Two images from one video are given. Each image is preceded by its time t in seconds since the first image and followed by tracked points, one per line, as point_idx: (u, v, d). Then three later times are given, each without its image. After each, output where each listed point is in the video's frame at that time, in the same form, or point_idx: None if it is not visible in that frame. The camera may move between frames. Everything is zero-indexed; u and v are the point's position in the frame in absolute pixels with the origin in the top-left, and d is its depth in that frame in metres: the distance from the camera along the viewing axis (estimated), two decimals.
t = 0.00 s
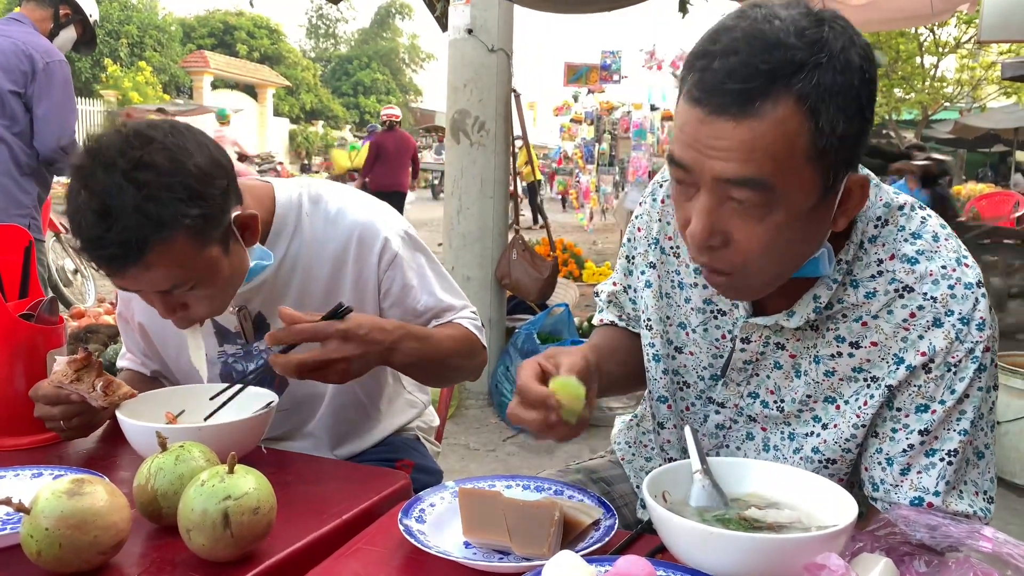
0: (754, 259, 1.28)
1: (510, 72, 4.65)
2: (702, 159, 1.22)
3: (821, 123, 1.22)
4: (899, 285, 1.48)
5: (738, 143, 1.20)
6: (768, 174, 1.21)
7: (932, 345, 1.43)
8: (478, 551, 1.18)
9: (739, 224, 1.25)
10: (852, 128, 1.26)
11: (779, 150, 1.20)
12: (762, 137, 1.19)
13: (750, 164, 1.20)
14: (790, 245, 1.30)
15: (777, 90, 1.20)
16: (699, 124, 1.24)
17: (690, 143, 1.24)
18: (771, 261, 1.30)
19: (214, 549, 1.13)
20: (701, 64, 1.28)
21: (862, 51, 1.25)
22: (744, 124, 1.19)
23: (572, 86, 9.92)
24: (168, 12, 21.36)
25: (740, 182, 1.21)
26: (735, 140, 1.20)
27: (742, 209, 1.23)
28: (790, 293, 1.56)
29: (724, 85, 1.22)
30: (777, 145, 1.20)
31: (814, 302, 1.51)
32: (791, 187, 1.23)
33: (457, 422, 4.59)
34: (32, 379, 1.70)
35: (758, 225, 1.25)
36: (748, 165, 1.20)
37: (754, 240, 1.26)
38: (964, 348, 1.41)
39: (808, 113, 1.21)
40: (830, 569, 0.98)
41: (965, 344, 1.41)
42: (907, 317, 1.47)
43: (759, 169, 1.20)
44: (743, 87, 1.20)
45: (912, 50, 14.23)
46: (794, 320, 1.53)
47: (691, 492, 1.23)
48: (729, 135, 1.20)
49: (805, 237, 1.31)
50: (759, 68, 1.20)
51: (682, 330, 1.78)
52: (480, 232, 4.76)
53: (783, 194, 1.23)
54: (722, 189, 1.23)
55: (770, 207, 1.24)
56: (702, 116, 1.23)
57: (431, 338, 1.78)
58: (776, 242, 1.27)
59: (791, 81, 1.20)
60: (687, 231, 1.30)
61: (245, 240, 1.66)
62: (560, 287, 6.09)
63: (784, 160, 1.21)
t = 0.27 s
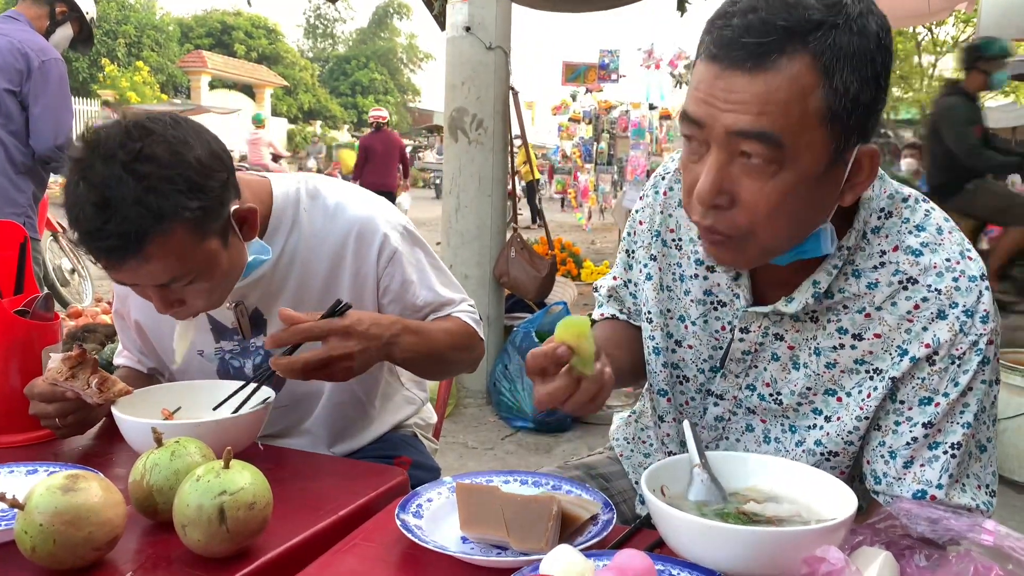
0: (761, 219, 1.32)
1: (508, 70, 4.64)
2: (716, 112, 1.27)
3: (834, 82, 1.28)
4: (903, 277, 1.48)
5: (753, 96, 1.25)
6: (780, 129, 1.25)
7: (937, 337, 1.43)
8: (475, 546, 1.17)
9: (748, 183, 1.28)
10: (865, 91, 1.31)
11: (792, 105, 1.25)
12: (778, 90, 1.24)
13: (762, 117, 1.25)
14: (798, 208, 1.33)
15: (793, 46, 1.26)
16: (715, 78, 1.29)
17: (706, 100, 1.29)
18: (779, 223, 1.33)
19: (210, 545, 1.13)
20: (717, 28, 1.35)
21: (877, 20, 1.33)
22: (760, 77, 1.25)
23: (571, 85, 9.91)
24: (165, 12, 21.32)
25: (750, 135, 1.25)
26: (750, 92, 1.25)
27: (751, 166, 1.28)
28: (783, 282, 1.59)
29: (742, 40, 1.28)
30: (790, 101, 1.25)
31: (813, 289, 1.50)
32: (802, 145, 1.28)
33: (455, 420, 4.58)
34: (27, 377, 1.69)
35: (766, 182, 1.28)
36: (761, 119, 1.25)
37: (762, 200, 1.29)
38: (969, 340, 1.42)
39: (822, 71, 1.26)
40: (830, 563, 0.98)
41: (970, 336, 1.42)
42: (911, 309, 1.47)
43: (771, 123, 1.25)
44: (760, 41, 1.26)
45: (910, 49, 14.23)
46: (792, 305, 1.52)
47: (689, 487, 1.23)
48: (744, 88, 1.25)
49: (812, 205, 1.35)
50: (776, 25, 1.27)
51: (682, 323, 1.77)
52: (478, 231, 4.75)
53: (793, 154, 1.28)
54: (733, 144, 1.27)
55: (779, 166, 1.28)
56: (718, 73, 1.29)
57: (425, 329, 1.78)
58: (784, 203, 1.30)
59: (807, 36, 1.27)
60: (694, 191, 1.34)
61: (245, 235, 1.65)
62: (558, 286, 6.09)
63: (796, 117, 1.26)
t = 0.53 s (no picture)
0: (770, 209, 1.32)
1: (507, 71, 4.64)
2: (725, 102, 1.29)
3: (844, 74, 1.29)
4: (905, 278, 1.49)
5: (762, 85, 1.26)
6: (789, 119, 1.27)
7: (938, 338, 1.43)
8: (474, 551, 1.17)
9: (758, 172, 1.29)
10: (874, 84, 1.32)
11: (802, 96, 1.26)
12: (789, 79, 1.26)
13: (772, 107, 1.26)
14: (807, 201, 1.33)
15: (803, 37, 1.27)
16: (724, 70, 1.32)
17: (718, 90, 1.31)
18: (787, 213, 1.33)
19: (209, 550, 1.12)
20: (729, 21, 1.37)
21: (886, 15, 1.36)
22: (771, 67, 1.27)
23: (569, 85, 9.91)
24: (163, 12, 21.30)
25: (759, 124, 1.26)
26: (760, 82, 1.26)
27: (760, 155, 1.29)
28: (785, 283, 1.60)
29: (753, 30, 1.30)
30: (800, 90, 1.26)
31: (813, 286, 1.51)
32: (812, 135, 1.28)
33: (454, 421, 4.58)
34: (26, 380, 1.69)
35: (774, 173, 1.29)
36: (771, 107, 1.26)
37: (770, 190, 1.29)
38: (970, 343, 1.42)
39: (832, 62, 1.28)
40: (830, 568, 0.97)
41: (971, 339, 1.42)
42: (912, 311, 1.47)
43: (780, 113, 1.26)
44: (771, 32, 1.29)
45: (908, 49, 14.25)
46: (793, 302, 1.53)
47: (689, 490, 1.22)
48: (755, 78, 1.27)
49: (821, 196, 1.34)
50: (787, 16, 1.29)
51: (684, 323, 1.76)
52: (477, 232, 4.75)
53: (802, 144, 1.28)
54: (742, 135, 1.28)
55: (788, 157, 1.28)
56: (729, 63, 1.31)
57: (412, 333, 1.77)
58: (793, 193, 1.31)
59: (818, 27, 1.28)
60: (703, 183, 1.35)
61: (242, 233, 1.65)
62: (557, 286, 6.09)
63: (806, 106, 1.27)
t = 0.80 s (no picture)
0: (770, 205, 1.32)
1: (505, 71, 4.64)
2: (728, 96, 1.29)
3: (847, 73, 1.29)
4: (901, 282, 1.49)
5: (767, 80, 1.26)
6: (791, 115, 1.27)
7: (935, 343, 1.43)
8: (468, 554, 1.17)
9: (759, 165, 1.29)
10: (876, 84, 1.33)
11: (803, 92, 1.26)
12: (793, 74, 1.26)
13: (775, 102, 1.26)
14: (807, 196, 1.33)
15: (808, 34, 1.27)
16: (728, 65, 1.32)
17: (719, 86, 1.31)
18: (787, 210, 1.33)
19: (202, 554, 1.12)
20: (733, 17, 1.38)
21: (890, 15, 1.36)
22: (775, 62, 1.27)
23: (567, 85, 9.91)
24: (162, 11, 21.26)
25: (762, 118, 1.26)
26: (765, 77, 1.26)
27: (761, 150, 1.29)
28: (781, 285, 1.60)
29: (758, 26, 1.31)
30: (803, 86, 1.26)
31: (810, 288, 1.51)
32: (814, 132, 1.28)
33: (451, 422, 4.58)
34: (19, 384, 1.69)
35: (775, 169, 1.29)
36: (774, 103, 1.26)
37: (770, 186, 1.29)
38: (966, 348, 1.42)
39: (836, 61, 1.28)
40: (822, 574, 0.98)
41: (967, 344, 1.42)
42: (909, 315, 1.48)
43: (783, 108, 1.26)
44: (776, 28, 1.29)
45: (907, 49, 14.26)
46: (789, 303, 1.53)
47: (683, 494, 1.22)
48: (760, 72, 1.27)
49: (821, 194, 1.35)
50: (792, 13, 1.29)
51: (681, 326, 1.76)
52: (474, 232, 4.75)
53: (804, 140, 1.28)
54: (746, 125, 1.28)
55: (790, 153, 1.28)
56: (733, 58, 1.31)
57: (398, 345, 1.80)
58: (793, 188, 1.31)
59: (822, 24, 1.28)
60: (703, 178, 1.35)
61: (235, 233, 1.65)
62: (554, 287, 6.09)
63: (808, 102, 1.27)
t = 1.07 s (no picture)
0: (761, 210, 1.32)
1: (501, 72, 4.64)
2: (721, 100, 1.30)
3: (840, 77, 1.29)
4: (893, 288, 1.49)
5: (760, 85, 1.27)
6: (784, 120, 1.27)
7: (926, 348, 1.44)
8: (458, 559, 1.18)
9: (750, 170, 1.30)
10: (870, 89, 1.33)
11: (795, 93, 1.27)
12: (784, 79, 1.26)
13: (768, 107, 1.27)
14: (801, 199, 1.33)
15: (801, 39, 1.28)
16: (721, 69, 1.32)
17: (712, 90, 1.32)
18: (780, 215, 1.33)
19: (191, 559, 1.13)
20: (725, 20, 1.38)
21: (885, 21, 1.36)
22: (767, 67, 1.27)
23: (565, 85, 9.91)
24: (160, 10, 21.23)
25: (754, 123, 1.27)
26: (757, 82, 1.27)
27: (754, 154, 1.29)
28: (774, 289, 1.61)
29: (750, 31, 1.31)
30: (796, 91, 1.26)
31: (802, 292, 1.52)
32: (806, 136, 1.29)
33: (447, 422, 4.58)
34: (10, 387, 1.68)
35: (767, 173, 1.30)
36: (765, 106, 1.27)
37: (762, 190, 1.30)
38: (957, 353, 1.42)
39: (828, 64, 1.28)
40: None
41: (958, 349, 1.43)
42: (900, 320, 1.48)
43: (775, 113, 1.27)
44: (768, 33, 1.29)
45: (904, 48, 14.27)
46: (781, 308, 1.53)
47: (671, 497, 1.23)
48: (751, 77, 1.28)
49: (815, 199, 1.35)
50: (785, 18, 1.29)
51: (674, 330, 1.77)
52: (470, 233, 4.75)
53: (797, 145, 1.29)
54: (739, 127, 1.29)
55: (783, 157, 1.29)
56: (726, 62, 1.32)
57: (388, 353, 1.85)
58: (785, 194, 1.31)
59: (813, 29, 1.28)
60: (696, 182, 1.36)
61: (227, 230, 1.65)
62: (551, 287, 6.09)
63: (801, 108, 1.27)
